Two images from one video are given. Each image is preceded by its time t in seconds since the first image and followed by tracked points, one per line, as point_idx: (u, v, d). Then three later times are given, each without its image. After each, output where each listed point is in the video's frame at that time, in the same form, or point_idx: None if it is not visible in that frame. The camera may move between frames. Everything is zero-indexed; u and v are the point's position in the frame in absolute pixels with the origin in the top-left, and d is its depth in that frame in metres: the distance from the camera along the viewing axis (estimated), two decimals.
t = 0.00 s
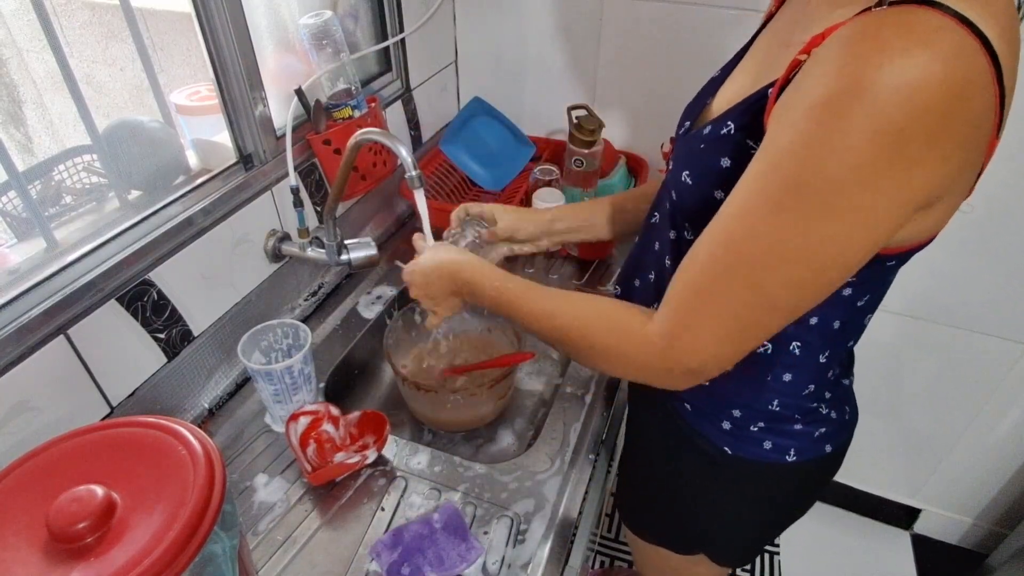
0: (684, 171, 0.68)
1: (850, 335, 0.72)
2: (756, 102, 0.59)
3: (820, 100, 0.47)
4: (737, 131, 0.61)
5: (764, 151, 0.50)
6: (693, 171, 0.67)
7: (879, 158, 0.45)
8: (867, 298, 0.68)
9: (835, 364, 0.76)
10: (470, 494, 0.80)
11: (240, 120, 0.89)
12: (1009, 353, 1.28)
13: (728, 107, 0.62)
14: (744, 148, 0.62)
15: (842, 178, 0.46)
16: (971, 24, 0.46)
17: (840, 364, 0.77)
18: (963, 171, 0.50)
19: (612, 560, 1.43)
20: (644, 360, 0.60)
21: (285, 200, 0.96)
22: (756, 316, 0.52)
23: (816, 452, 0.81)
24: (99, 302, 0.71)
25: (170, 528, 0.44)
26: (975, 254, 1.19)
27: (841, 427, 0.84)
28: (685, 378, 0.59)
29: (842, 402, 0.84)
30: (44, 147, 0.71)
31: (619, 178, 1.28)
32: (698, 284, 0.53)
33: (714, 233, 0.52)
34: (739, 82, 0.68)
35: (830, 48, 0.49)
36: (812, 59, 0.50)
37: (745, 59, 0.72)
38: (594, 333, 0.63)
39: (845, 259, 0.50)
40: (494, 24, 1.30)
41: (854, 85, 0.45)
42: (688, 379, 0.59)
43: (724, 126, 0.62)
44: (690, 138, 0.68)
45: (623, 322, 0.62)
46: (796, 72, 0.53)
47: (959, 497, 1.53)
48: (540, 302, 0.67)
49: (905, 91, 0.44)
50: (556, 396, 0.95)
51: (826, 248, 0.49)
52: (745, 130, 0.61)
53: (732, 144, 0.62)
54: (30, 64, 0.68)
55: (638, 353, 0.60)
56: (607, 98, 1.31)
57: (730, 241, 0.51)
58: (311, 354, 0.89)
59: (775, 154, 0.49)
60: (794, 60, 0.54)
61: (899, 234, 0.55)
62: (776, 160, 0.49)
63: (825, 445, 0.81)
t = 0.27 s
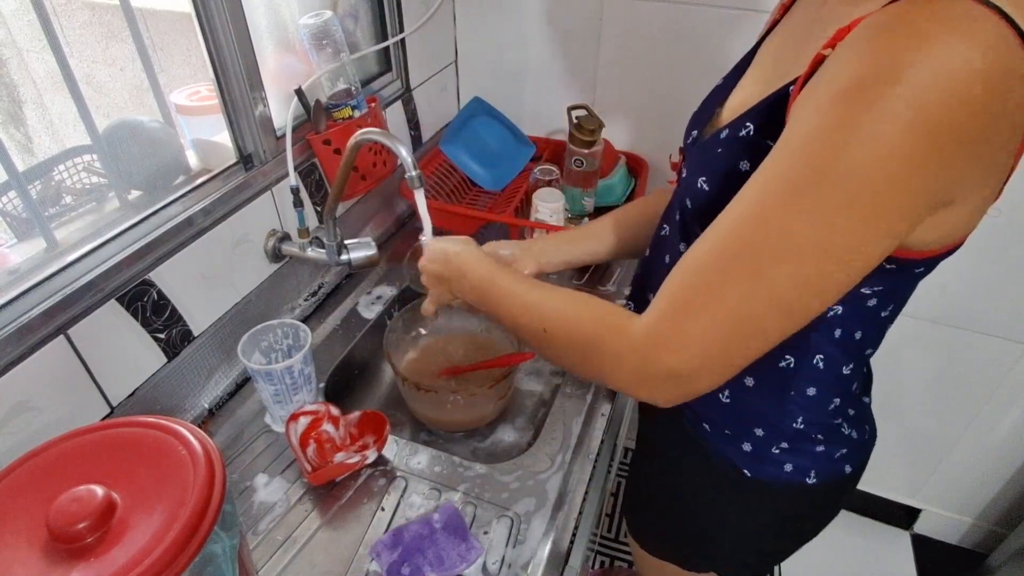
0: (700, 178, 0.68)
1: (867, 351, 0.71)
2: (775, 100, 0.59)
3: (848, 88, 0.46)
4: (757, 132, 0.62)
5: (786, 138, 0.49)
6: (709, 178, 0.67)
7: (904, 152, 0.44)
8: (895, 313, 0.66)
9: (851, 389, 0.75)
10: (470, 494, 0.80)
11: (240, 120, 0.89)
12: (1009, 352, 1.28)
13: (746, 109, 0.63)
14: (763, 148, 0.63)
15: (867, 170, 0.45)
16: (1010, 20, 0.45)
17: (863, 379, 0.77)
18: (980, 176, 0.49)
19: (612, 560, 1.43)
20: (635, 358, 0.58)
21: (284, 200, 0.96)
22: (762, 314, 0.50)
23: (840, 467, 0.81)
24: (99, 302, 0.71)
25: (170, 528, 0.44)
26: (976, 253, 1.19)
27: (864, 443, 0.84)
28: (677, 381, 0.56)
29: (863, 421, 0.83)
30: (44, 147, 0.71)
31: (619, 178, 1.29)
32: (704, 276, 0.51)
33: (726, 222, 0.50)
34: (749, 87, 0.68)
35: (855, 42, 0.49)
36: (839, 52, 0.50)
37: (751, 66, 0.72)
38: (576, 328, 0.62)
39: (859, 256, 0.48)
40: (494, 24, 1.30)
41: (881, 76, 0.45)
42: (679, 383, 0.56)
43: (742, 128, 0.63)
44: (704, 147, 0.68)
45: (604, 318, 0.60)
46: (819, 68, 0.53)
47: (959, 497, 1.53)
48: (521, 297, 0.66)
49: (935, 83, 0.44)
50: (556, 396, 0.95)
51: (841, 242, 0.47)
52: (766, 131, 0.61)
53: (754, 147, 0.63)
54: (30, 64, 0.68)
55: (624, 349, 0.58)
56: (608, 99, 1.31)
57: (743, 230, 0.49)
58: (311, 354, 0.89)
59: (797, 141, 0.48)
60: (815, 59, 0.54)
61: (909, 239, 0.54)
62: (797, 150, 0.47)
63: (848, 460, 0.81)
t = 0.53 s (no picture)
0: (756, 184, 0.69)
1: (887, 313, 0.74)
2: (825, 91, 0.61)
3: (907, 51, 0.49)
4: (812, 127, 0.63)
5: (843, 96, 0.52)
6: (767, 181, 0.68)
7: (944, 121, 0.48)
8: (927, 262, 0.71)
9: (898, 348, 0.78)
10: (470, 494, 0.80)
11: (240, 120, 0.89)
12: (1009, 352, 1.28)
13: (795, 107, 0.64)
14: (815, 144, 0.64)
15: (910, 136, 0.48)
16: None
17: (893, 351, 0.78)
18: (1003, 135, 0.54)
19: (612, 560, 1.43)
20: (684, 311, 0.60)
21: (285, 200, 0.96)
22: (812, 263, 0.54)
23: (846, 441, 0.80)
24: (99, 302, 0.71)
25: (170, 528, 0.44)
26: (975, 253, 1.19)
27: (879, 435, 0.83)
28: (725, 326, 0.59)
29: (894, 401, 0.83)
30: (44, 147, 0.71)
31: (618, 178, 1.28)
32: (760, 226, 0.54)
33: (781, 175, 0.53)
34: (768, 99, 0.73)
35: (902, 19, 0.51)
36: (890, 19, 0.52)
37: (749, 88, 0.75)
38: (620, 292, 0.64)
39: (905, 208, 0.51)
40: (494, 24, 1.30)
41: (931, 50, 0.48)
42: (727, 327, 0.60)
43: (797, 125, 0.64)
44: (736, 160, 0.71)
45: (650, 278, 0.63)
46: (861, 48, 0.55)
47: (958, 497, 1.53)
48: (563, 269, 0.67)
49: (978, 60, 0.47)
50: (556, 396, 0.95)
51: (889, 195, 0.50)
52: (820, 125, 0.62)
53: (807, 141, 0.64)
54: (30, 64, 0.68)
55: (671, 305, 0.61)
56: (608, 99, 1.31)
57: (800, 183, 0.52)
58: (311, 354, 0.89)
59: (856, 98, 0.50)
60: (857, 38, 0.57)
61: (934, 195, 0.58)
62: (844, 116, 0.50)
63: (854, 438, 0.80)
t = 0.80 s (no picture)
0: (705, 191, 0.70)
1: (831, 306, 0.72)
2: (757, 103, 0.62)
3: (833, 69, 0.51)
4: (748, 137, 0.64)
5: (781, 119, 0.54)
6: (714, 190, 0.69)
7: (886, 121, 0.50)
8: (867, 258, 0.69)
9: (849, 344, 0.76)
10: (470, 494, 0.80)
11: (240, 120, 0.89)
12: (1009, 353, 1.28)
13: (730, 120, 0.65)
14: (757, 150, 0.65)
15: (856, 142, 0.50)
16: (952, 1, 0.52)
17: (844, 346, 0.76)
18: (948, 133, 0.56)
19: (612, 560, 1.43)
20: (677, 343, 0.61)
21: (284, 200, 0.96)
22: (787, 278, 0.55)
23: (801, 432, 0.80)
24: (99, 302, 0.71)
25: (171, 528, 0.44)
26: (975, 253, 1.19)
27: (842, 430, 0.81)
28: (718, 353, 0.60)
29: (856, 394, 0.81)
30: (44, 147, 0.71)
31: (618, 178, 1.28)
32: (732, 253, 0.55)
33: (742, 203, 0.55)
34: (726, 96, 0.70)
35: (822, 38, 0.54)
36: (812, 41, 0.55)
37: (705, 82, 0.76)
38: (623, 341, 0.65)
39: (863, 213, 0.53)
40: (494, 24, 1.30)
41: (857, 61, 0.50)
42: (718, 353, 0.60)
43: (733, 136, 0.65)
44: (695, 161, 0.70)
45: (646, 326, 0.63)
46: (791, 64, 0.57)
47: (959, 497, 1.53)
48: (585, 335, 0.67)
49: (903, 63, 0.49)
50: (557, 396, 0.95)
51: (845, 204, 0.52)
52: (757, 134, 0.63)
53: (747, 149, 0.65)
54: (30, 64, 0.68)
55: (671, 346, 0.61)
56: (607, 98, 1.31)
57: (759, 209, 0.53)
58: (311, 354, 0.89)
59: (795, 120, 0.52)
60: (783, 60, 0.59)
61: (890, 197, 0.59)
62: (790, 135, 0.52)
63: (811, 429, 0.80)
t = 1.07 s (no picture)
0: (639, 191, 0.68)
1: (776, 316, 0.70)
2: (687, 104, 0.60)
3: (758, 61, 0.47)
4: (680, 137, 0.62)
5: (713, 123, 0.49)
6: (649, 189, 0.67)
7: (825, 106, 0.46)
8: (810, 266, 0.66)
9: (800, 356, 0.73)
10: (470, 494, 0.80)
11: (240, 121, 0.89)
12: (1009, 353, 1.28)
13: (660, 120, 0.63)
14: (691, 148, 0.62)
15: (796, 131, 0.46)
16: None
17: (794, 358, 0.73)
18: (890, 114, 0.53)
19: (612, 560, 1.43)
20: (647, 373, 0.55)
21: (285, 200, 0.96)
22: (748, 291, 0.49)
23: (758, 451, 0.78)
24: (99, 302, 0.71)
25: (170, 528, 0.44)
26: (976, 253, 1.19)
27: (804, 449, 0.79)
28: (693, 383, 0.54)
29: (820, 410, 0.78)
30: (44, 147, 0.71)
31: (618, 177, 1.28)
32: (681, 275, 0.50)
33: (686, 218, 0.50)
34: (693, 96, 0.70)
35: (746, 29, 0.50)
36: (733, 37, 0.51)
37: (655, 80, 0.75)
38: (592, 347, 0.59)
39: (817, 208, 0.48)
40: (494, 24, 1.30)
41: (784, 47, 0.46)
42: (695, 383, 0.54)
43: (664, 135, 0.63)
44: (635, 159, 0.68)
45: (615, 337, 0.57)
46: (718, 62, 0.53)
47: (959, 498, 1.53)
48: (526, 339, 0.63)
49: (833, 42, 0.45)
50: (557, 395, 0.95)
51: (797, 200, 0.47)
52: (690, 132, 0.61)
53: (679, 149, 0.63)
54: (30, 64, 0.68)
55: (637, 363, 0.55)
56: (607, 99, 1.31)
57: (706, 222, 0.48)
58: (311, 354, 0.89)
59: (727, 120, 0.48)
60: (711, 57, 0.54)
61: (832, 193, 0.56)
62: (724, 135, 0.48)
63: (767, 449, 0.78)
